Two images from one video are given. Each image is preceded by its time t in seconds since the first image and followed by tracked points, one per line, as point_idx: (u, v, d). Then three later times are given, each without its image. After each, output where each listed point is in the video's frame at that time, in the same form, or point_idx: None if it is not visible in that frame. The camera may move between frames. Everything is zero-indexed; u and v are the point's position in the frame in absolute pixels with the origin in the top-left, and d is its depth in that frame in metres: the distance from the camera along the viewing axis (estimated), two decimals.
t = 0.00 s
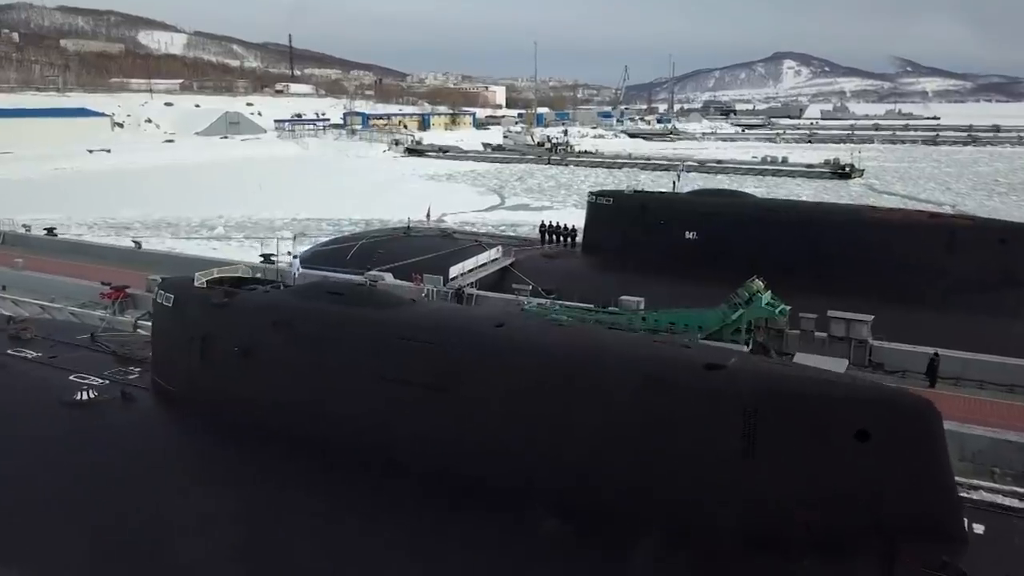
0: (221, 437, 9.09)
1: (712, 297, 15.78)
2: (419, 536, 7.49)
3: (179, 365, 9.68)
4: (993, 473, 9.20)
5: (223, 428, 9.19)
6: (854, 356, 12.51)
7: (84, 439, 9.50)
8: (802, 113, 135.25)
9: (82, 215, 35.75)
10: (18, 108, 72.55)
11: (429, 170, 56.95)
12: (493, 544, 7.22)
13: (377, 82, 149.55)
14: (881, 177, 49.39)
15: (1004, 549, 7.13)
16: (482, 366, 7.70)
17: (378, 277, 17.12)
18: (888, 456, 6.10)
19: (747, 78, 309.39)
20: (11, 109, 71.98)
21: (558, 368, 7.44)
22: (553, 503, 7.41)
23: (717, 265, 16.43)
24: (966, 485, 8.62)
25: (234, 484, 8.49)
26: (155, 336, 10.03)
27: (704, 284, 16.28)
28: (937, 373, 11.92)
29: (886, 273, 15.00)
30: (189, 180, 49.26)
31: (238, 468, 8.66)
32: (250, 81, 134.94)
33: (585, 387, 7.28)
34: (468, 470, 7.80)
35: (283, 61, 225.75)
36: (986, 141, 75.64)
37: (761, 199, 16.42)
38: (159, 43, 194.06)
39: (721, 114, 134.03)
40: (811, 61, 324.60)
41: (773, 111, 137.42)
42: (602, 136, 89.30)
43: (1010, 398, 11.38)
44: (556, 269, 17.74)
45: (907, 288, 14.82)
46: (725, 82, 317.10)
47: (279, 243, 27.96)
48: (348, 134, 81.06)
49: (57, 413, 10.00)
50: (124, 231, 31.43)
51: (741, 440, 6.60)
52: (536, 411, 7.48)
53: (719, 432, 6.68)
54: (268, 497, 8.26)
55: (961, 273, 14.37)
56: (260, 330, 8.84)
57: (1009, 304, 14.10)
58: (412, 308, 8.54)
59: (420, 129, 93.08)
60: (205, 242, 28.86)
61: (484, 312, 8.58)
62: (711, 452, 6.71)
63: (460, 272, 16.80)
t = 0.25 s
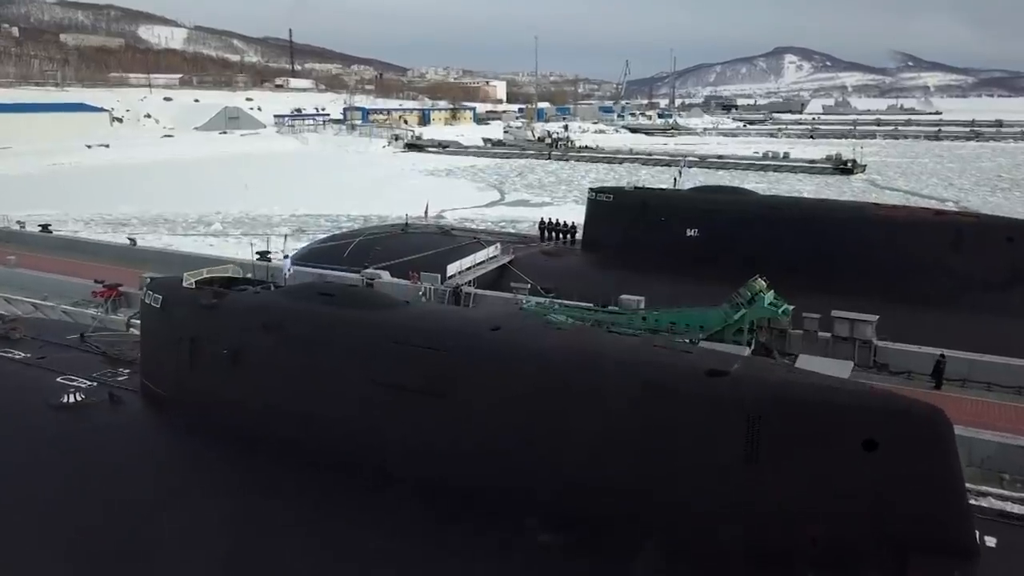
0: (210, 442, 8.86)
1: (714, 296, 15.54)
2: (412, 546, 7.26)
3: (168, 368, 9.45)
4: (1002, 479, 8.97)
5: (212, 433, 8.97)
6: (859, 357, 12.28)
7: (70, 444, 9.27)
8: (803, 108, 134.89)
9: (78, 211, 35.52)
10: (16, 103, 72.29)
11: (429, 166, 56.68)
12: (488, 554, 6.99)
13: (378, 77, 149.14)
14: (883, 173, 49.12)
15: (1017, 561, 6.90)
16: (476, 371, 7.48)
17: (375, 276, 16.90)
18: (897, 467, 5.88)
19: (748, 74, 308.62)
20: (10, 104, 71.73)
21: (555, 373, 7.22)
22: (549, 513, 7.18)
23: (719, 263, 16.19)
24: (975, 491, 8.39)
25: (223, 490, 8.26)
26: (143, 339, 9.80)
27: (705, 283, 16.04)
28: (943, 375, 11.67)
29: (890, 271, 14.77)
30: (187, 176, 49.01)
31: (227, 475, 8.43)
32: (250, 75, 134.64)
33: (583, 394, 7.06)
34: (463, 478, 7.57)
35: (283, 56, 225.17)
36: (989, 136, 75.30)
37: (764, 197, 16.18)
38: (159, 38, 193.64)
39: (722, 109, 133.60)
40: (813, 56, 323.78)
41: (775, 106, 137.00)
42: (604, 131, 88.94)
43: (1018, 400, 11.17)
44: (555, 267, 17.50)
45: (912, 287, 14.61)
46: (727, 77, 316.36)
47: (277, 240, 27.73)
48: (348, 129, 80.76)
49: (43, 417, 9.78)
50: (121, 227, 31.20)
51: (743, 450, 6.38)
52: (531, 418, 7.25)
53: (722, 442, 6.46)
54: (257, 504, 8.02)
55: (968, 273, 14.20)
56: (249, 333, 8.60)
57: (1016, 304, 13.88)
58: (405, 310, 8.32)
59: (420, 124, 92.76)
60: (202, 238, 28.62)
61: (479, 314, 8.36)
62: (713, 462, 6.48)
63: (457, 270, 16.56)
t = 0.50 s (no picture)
0: (198, 447, 8.63)
1: (715, 294, 15.30)
2: (403, 556, 7.03)
3: (156, 371, 9.22)
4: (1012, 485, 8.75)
5: (200, 438, 8.73)
6: (863, 357, 12.05)
7: (55, 448, 9.03)
8: (805, 103, 134.50)
9: (75, 207, 35.28)
10: (15, 98, 72.05)
11: (429, 161, 56.43)
12: (483, 566, 6.76)
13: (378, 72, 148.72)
14: (885, 168, 48.84)
15: None
16: (469, 376, 7.26)
17: (372, 274, 16.71)
18: (907, 479, 5.65)
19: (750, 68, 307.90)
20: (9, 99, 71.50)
21: (552, 379, 6.99)
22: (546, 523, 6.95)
23: (720, 261, 15.94)
24: (984, 499, 8.16)
25: (210, 497, 8.03)
26: (131, 340, 9.57)
27: (706, 281, 15.80)
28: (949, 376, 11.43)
29: (895, 270, 14.53)
30: (186, 171, 48.78)
31: (214, 481, 8.19)
32: (250, 70, 134.30)
33: (581, 401, 6.83)
34: (457, 486, 7.34)
35: (283, 50, 224.67)
36: (992, 131, 74.99)
37: (766, 194, 15.95)
38: (159, 32, 193.22)
39: (723, 104, 133.14)
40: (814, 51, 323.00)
41: (776, 101, 136.60)
42: (604, 126, 88.63)
43: None
44: (554, 265, 17.26)
45: (917, 285, 14.38)
46: (728, 72, 315.61)
47: (274, 237, 27.50)
48: (348, 124, 80.46)
49: (29, 420, 9.54)
50: (117, 223, 30.96)
51: (746, 459, 6.14)
52: (527, 425, 7.01)
53: (724, 452, 6.22)
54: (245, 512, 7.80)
55: (974, 272, 13.97)
56: (238, 335, 8.37)
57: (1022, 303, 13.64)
58: (398, 312, 8.09)
59: (420, 119, 92.46)
60: (199, 235, 28.40)
61: (475, 317, 8.13)
62: (715, 472, 6.24)
63: (455, 268, 16.33)
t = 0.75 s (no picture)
0: (186, 453, 8.40)
1: (716, 292, 15.06)
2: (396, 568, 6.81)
3: (143, 373, 8.98)
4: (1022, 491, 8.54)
5: (187, 443, 8.50)
6: (867, 358, 11.84)
7: (40, 452, 8.82)
8: (806, 96, 134.05)
9: (72, 201, 35.03)
10: (14, 92, 71.64)
11: (429, 155, 56.12)
12: None
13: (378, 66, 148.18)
14: (888, 163, 48.52)
15: None
16: (464, 381, 7.01)
17: (369, 271, 16.54)
18: (918, 491, 5.41)
19: (751, 62, 307.08)
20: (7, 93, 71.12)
21: (548, 385, 6.75)
22: (543, 536, 6.72)
23: (722, 258, 15.70)
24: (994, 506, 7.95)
25: (197, 505, 7.81)
26: (118, 341, 9.33)
27: (707, 279, 15.57)
28: (956, 377, 11.20)
29: (900, 267, 14.28)
30: (185, 166, 48.50)
31: (202, 489, 7.97)
32: (249, 64, 133.89)
33: (578, 408, 6.59)
34: (451, 496, 7.11)
35: (283, 44, 224.11)
36: (995, 125, 74.56)
37: (769, 190, 15.68)
38: (159, 25, 192.65)
39: (724, 97, 132.62)
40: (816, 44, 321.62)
41: (777, 94, 136.19)
42: (605, 119, 88.23)
43: None
44: (553, 262, 17.03)
45: (922, 283, 14.14)
46: (729, 66, 314.76)
47: (272, 232, 27.25)
48: (348, 118, 80.12)
49: (14, 424, 9.32)
50: (114, 219, 30.71)
51: (749, 469, 5.91)
52: (523, 432, 6.78)
53: (727, 461, 6.00)
54: (234, 521, 7.58)
55: (979, 269, 13.72)
56: (226, 338, 8.13)
57: None
58: (390, 313, 7.84)
59: (420, 113, 92.05)
60: (196, 231, 28.13)
61: (469, 317, 7.88)
62: (718, 482, 6.01)
63: (453, 265, 16.09)
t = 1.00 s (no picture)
0: (170, 458, 8.14)
1: (718, 288, 14.78)
2: None
3: (128, 375, 8.72)
4: None
5: (172, 448, 8.23)
6: (873, 357, 11.57)
7: (21, 456, 8.56)
8: (808, 88, 133.46)
9: (68, 194, 34.74)
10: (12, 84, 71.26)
11: (428, 148, 55.76)
12: None
13: (378, 57, 147.62)
14: (891, 155, 48.19)
15: None
16: (457, 388, 6.74)
17: (365, 267, 16.30)
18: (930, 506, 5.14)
19: (752, 54, 305.95)
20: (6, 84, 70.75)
21: (543, 391, 6.48)
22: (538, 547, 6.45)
23: (724, 254, 15.42)
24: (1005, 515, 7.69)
25: (182, 512, 7.54)
26: (103, 342, 9.07)
27: (709, 275, 15.29)
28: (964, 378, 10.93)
29: (905, 264, 13.99)
30: (183, 158, 48.17)
31: (187, 496, 7.70)
32: (249, 56, 133.42)
33: (575, 416, 6.32)
34: (443, 505, 6.84)
35: (283, 35, 223.28)
36: (998, 118, 74.13)
37: (771, 184, 15.40)
38: (158, 16, 191.94)
39: (725, 89, 132.04)
40: (818, 36, 320.34)
41: (779, 86, 135.59)
42: (606, 111, 87.76)
43: None
44: (552, 258, 16.76)
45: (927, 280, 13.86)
46: (731, 57, 313.59)
47: (268, 226, 26.98)
48: (348, 110, 79.72)
49: None
50: (110, 212, 30.44)
51: (754, 482, 5.65)
52: (517, 440, 6.50)
53: (731, 473, 5.73)
54: (218, 529, 7.32)
55: (986, 266, 13.45)
56: (212, 340, 7.86)
57: None
58: (382, 315, 7.57)
59: (420, 105, 91.59)
60: (192, 225, 27.85)
61: (463, 320, 7.60)
62: (720, 495, 5.75)
63: (450, 261, 15.82)
